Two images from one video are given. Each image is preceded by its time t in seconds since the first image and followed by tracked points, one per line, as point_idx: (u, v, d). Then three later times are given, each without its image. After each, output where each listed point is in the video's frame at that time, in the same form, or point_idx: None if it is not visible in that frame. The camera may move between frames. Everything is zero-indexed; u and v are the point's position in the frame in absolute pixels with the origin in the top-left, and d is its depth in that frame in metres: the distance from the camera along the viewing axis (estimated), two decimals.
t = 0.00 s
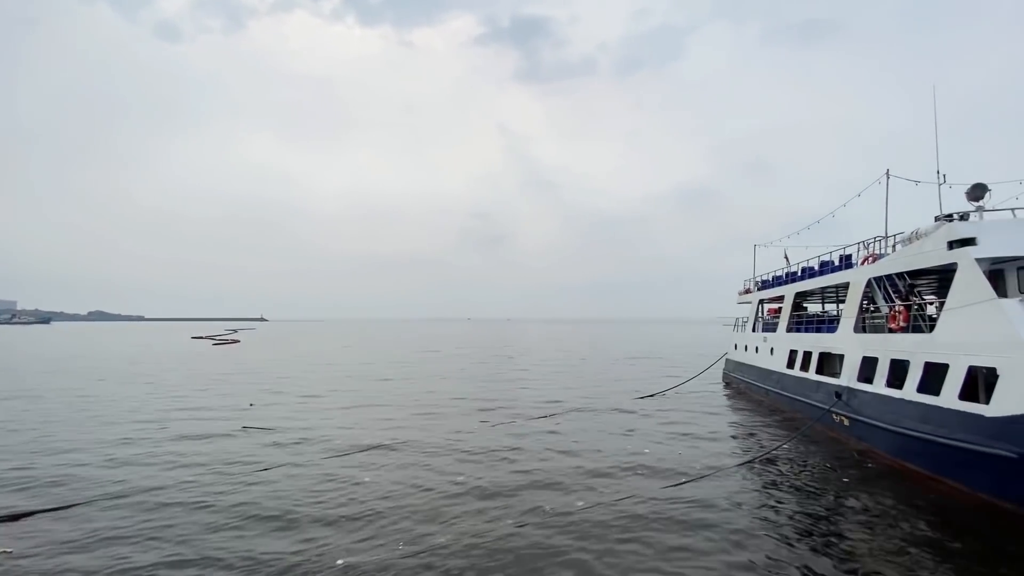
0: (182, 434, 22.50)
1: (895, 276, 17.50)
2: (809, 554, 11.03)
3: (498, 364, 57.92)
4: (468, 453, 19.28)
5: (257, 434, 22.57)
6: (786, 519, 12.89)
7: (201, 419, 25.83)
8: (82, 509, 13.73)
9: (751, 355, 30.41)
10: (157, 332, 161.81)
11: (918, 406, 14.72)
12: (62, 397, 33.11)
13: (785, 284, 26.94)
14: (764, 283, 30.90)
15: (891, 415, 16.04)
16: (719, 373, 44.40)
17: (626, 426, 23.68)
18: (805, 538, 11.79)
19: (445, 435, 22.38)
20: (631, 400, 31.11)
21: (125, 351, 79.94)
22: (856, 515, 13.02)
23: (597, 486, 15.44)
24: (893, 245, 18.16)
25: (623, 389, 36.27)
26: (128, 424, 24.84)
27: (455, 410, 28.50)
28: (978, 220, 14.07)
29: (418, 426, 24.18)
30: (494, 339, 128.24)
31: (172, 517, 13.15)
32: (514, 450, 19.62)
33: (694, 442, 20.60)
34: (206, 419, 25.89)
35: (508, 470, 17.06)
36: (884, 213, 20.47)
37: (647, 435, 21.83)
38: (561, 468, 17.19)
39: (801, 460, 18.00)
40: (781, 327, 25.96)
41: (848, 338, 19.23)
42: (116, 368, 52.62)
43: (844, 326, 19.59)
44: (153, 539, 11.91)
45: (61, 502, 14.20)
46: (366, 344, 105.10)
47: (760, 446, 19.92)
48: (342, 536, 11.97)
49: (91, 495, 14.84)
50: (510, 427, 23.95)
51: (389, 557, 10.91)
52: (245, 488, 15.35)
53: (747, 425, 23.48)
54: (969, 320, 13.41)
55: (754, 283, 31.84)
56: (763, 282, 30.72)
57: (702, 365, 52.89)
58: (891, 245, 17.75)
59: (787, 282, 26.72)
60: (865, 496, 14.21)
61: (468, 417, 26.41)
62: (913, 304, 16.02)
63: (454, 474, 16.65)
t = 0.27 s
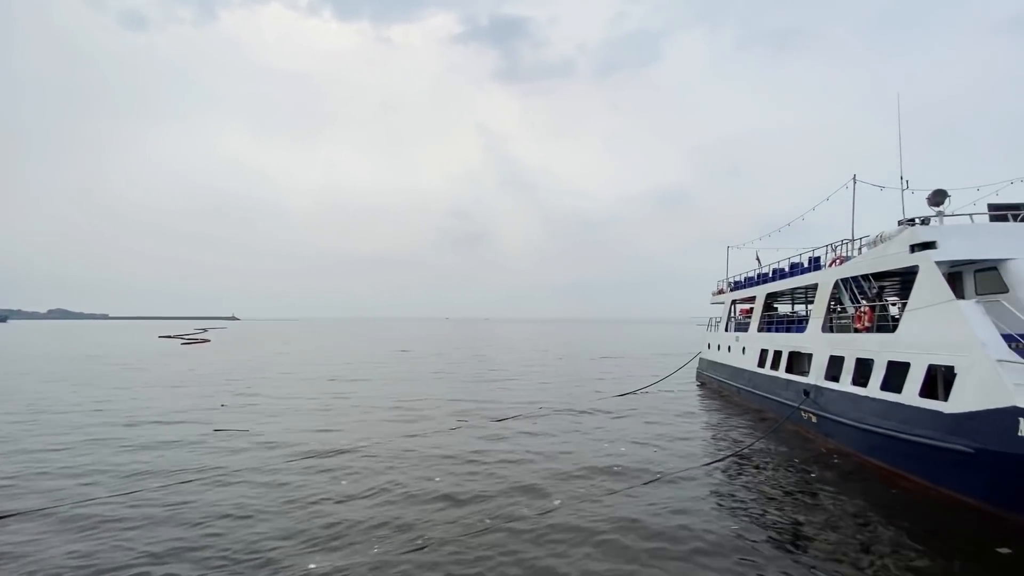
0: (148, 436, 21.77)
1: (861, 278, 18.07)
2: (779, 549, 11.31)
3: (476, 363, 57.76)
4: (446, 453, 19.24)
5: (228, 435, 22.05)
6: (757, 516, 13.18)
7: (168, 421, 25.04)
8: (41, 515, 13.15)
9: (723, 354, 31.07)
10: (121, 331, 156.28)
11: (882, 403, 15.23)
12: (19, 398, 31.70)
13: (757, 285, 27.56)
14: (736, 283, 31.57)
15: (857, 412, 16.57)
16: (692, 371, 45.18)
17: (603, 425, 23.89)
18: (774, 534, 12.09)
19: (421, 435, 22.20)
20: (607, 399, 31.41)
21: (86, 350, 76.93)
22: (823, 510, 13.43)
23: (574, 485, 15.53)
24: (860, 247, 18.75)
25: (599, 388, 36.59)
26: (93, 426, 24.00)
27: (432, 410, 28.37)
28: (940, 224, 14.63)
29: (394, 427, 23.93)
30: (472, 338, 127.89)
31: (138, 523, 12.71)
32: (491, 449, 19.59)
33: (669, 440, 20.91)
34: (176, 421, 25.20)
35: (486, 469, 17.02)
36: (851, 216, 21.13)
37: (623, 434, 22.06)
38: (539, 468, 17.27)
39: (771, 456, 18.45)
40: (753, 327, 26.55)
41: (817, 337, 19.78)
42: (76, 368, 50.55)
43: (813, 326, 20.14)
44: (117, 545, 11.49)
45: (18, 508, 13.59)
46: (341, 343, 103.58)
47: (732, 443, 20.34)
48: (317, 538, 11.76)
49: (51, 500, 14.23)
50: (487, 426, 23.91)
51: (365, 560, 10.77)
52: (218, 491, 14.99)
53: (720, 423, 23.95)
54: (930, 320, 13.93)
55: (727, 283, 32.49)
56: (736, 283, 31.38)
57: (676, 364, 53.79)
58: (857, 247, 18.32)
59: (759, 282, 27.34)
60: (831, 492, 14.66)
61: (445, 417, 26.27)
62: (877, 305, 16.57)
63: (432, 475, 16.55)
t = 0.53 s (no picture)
0: (110, 441, 20.98)
1: (826, 279, 18.70)
2: (747, 543, 11.65)
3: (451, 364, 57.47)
4: (422, 453, 19.14)
5: (197, 438, 21.47)
6: (726, 511, 13.53)
7: (131, 425, 24.17)
8: None
9: (695, 353, 31.73)
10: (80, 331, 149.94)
11: (845, 400, 15.81)
12: None
13: (727, 286, 28.23)
14: (707, 284, 32.25)
15: (821, 409, 17.15)
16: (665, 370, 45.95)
17: (577, 424, 24.11)
18: (743, 527, 12.44)
19: (396, 436, 22.00)
20: (582, 398, 31.70)
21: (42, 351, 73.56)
22: (789, 503, 13.89)
23: (550, 484, 15.65)
24: (825, 250, 19.39)
25: (573, 388, 36.88)
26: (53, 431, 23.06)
27: (408, 410, 28.18)
28: (899, 228, 15.25)
29: (368, 428, 23.67)
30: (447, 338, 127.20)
31: (100, 529, 12.27)
32: (467, 450, 19.57)
33: (642, 439, 21.25)
34: (140, 424, 24.38)
35: (461, 470, 17.01)
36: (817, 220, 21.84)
37: (597, 433, 22.31)
38: (514, 467, 17.32)
39: (740, 453, 18.94)
40: (723, 327, 27.18)
41: (784, 337, 20.39)
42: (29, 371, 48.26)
43: (780, 326, 20.75)
44: (79, 553, 11.07)
45: None
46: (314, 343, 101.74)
47: (703, 441, 20.79)
48: (289, 542, 11.57)
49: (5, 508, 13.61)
50: (463, 426, 23.86)
51: (339, 562, 10.64)
52: (186, 495, 14.59)
53: (691, 421, 24.45)
54: (890, 320, 14.53)
55: (699, 284, 33.17)
56: (707, 283, 32.07)
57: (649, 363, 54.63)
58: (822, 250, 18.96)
59: (729, 283, 28.00)
60: (796, 486, 15.16)
61: (420, 417, 26.10)
62: (841, 305, 17.19)
63: (407, 476, 16.44)
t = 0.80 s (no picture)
0: (68, 444, 20.19)
1: (791, 280, 19.31)
2: (714, 537, 12.00)
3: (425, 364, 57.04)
4: (396, 454, 18.97)
5: (160, 441, 20.77)
6: (695, 507, 13.89)
7: (90, 428, 23.28)
8: None
9: (667, 351, 32.33)
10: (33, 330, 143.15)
11: (809, 397, 16.37)
12: None
13: (698, 286, 28.87)
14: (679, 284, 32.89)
15: (786, 406, 17.71)
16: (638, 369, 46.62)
17: (551, 423, 24.28)
18: (711, 523, 12.80)
19: (369, 437, 21.75)
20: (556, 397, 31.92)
21: None
22: (755, 498, 14.38)
23: (523, 483, 15.72)
24: (791, 251, 20.01)
25: (548, 386, 37.11)
26: (4, 436, 21.95)
27: (381, 411, 27.88)
28: (860, 231, 15.86)
29: (340, 429, 23.33)
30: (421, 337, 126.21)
31: (58, 536, 11.81)
32: (441, 450, 19.49)
33: (615, 436, 21.55)
34: (100, 428, 23.48)
35: (436, 470, 16.95)
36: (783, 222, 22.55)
37: (571, 431, 22.50)
38: (489, 467, 17.34)
39: (710, 449, 19.42)
40: (694, 326, 27.77)
41: (752, 336, 20.95)
42: None
43: (748, 325, 21.32)
44: (34, 560, 10.64)
45: None
46: (284, 343, 99.56)
47: (674, 438, 21.21)
48: (259, 544, 11.37)
49: None
50: (437, 426, 23.75)
51: (310, 565, 10.50)
52: (148, 499, 14.09)
53: (663, 419, 24.89)
54: (851, 319, 15.12)
55: (671, 284, 33.79)
56: (679, 283, 32.71)
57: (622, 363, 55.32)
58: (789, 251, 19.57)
59: (700, 283, 28.63)
60: (761, 481, 15.69)
61: (394, 418, 25.86)
62: (805, 305, 17.77)
63: (381, 477, 16.28)
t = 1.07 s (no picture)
0: (19, 450, 19.23)
1: (758, 280, 19.86)
2: (683, 534, 12.27)
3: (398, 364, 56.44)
4: (368, 456, 18.73)
5: (120, 445, 19.97)
6: (665, 504, 14.16)
7: (43, 433, 22.23)
8: None
9: (638, 351, 32.82)
10: None
11: (774, 394, 16.88)
12: None
13: (669, 286, 29.40)
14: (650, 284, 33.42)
15: (753, 403, 18.20)
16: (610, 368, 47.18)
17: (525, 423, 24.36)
18: (680, 520, 13.09)
19: (340, 439, 21.42)
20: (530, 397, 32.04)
21: None
22: (722, 494, 14.77)
23: (496, 483, 15.73)
24: (757, 252, 20.58)
25: (522, 386, 37.22)
26: None
27: (353, 412, 27.46)
28: (822, 233, 16.42)
29: (311, 430, 22.91)
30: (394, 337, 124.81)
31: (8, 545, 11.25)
32: (414, 451, 19.35)
33: (588, 435, 21.78)
34: (54, 432, 22.44)
35: (408, 472, 16.79)
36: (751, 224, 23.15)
37: (544, 430, 22.62)
38: (462, 467, 17.28)
39: (679, 447, 19.83)
40: (665, 325, 28.27)
41: (720, 335, 21.46)
42: None
43: (717, 325, 21.83)
44: None
45: None
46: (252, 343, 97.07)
47: (645, 436, 21.56)
48: (225, 549, 11.07)
49: None
50: (410, 427, 23.56)
51: (279, 569, 10.28)
52: (106, 507, 13.52)
53: (635, 417, 25.27)
54: (813, 319, 15.64)
55: (643, 284, 34.31)
56: (650, 284, 33.24)
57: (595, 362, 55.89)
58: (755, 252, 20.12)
59: (671, 283, 29.17)
60: (728, 477, 16.13)
61: (365, 418, 25.54)
62: (771, 305, 18.31)
63: (352, 479, 16.02)
